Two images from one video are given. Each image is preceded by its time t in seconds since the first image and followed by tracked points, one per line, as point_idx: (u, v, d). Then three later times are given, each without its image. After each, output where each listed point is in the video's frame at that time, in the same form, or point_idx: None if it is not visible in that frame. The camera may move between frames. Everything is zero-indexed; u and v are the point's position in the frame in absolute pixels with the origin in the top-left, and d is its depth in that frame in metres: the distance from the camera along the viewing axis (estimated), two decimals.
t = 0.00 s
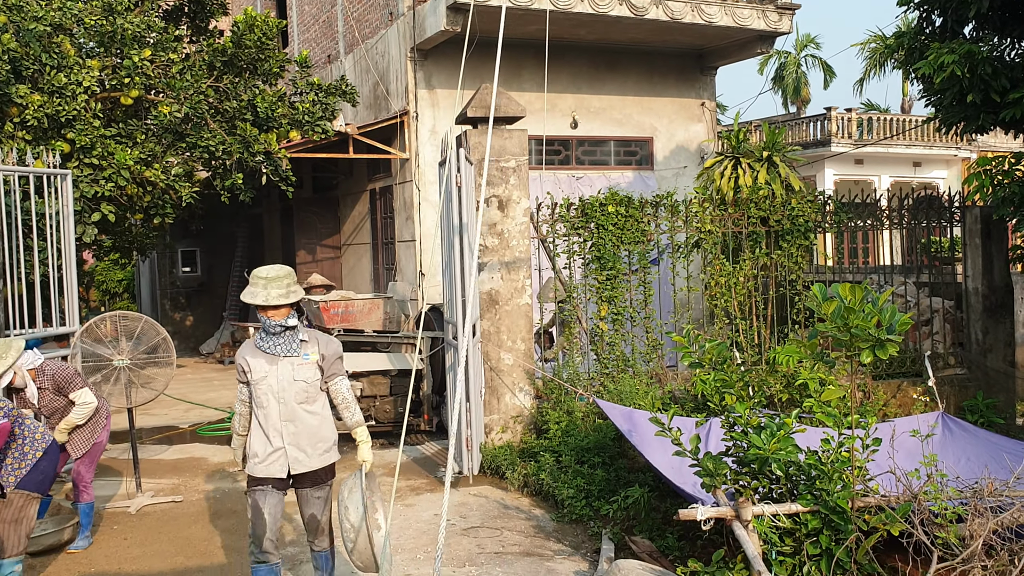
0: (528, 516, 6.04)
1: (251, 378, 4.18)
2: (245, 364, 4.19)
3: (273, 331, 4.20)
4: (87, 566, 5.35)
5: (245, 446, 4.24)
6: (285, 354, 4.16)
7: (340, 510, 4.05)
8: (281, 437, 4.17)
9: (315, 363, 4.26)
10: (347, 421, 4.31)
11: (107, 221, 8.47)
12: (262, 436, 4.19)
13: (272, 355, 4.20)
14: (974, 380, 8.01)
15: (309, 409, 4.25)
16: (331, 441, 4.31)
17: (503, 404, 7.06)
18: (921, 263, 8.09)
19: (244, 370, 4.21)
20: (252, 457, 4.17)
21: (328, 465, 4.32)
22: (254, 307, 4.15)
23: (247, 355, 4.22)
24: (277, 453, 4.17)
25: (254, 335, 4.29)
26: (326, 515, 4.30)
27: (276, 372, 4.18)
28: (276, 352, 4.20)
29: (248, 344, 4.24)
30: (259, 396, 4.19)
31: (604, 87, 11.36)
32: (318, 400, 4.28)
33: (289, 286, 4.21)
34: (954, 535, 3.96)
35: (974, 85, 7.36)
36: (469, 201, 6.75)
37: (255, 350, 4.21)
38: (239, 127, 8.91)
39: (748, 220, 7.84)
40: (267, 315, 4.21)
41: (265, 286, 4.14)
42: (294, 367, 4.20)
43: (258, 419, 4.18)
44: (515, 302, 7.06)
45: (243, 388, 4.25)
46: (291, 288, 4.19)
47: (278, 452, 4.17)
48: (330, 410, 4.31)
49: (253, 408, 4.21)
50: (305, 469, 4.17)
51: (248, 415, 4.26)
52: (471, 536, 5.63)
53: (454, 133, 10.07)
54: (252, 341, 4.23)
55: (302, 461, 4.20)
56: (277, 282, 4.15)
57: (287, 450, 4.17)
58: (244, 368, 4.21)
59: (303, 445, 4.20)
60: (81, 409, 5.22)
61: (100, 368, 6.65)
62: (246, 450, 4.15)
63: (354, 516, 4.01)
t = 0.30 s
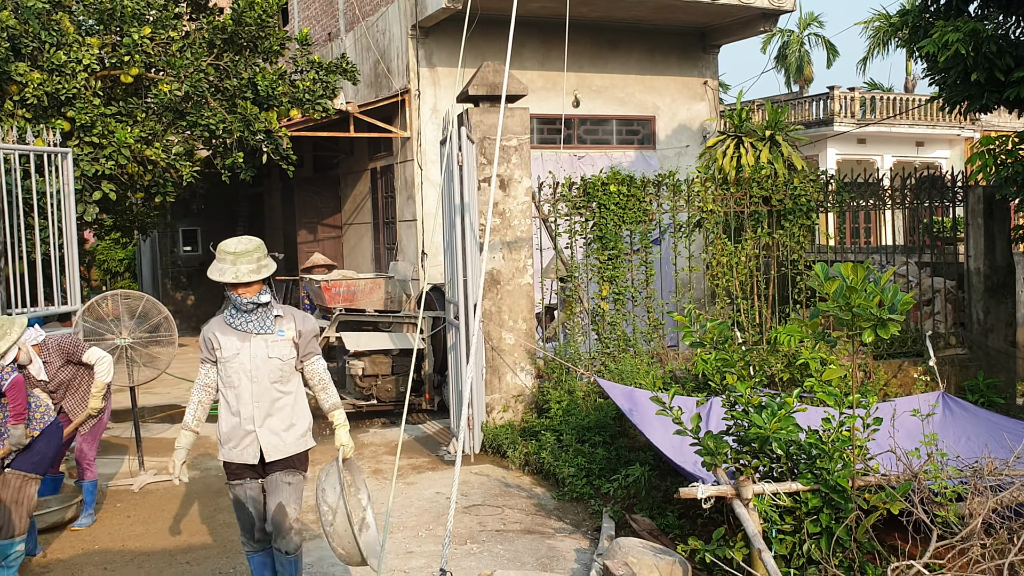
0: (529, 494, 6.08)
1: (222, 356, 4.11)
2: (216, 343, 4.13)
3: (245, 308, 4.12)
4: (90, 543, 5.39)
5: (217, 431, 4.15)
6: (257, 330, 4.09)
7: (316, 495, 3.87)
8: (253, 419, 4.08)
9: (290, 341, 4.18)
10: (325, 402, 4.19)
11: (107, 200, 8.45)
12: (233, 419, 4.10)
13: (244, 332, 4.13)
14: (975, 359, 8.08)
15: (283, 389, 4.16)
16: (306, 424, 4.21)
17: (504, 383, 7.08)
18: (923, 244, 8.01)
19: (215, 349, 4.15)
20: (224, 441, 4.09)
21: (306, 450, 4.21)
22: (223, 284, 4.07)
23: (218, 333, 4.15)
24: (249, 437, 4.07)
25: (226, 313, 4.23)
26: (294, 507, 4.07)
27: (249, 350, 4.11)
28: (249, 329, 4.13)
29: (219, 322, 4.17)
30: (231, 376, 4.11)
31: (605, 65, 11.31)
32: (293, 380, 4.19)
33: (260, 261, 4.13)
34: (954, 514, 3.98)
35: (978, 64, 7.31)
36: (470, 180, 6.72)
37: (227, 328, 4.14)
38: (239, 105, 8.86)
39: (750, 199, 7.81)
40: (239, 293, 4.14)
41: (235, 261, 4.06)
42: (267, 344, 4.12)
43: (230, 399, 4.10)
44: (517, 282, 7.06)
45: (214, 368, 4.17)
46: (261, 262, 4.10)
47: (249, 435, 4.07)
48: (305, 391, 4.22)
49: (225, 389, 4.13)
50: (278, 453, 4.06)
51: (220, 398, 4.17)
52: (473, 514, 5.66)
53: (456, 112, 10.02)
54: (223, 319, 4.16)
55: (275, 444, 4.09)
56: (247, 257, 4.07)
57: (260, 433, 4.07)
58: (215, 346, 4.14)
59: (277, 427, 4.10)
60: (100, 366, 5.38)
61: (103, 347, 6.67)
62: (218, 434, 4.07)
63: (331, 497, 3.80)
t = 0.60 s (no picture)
0: (530, 472, 6.11)
1: (194, 347, 3.82)
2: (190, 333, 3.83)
3: (223, 294, 3.81)
4: (94, 520, 5.44)
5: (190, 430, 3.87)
6: (235, 320, 3.78)
7: (290, 507, 3.63)
8: (227, 418, 3.79)
9: (270, 335, 3.86)
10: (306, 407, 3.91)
11: (109, 177, 8.44)
12: (207, 416, 3.82)
13: (220, 322, 3.82)
14: (976, 339, 8.06)
15: (260, 387, 3.86)
16: (286, 426, 3.89)
17: (505, 362, 7.10)
18: (927, 223, 8.01)
19: (189, 339, 3.85)
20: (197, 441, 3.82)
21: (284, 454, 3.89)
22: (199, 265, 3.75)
23: (193, 321, 3.86)
24: (223, 438, 3.78)
25: (203, 298, 3.92)
26: (257, 513, 3.76)
27: (224, 342, 3.80)
28: (226, 319, 3.81)
29: (196, 308, 3.88)
30: (204, 369, 3.82)
31: (608, 43, 11.26)
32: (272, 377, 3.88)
33: (240, 241, 3.80)
34: (954, 493, 3.99)
35: (984, 43, 7.25)
36: (472, 159, 6.68)
37: (202, 315, 3.84)
38: (240, 83, 8.80)
39: (753, 178, 7.79)
40: (217, 276, 3.82)
41: (212, 240, 3.75)
42: (244, 337, 3.81)
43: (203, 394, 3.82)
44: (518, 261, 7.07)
45: (187, 358, 3.88)
46: (242, 243, 3.78)
47: (223, 436, 3.78)
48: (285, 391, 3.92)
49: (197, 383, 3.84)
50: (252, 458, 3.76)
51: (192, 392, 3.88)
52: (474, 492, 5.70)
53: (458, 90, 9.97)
54: (199, 305, 3.85)
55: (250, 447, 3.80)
56: (226, 237, 3.75)
57: (233, 433, 3.78)
58: (188, 335, 3.85)
59: (253, 428, 3.80)
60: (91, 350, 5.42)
61: (105, 325, 6.68)
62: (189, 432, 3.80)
63: (305, 514, 3.59)
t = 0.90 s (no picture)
0: (529, 443, 6.14)
1: (159, 322, 3.64)
2: (155, 305, 3.65)
3: (188, 264, 3.62)
4: (96, 489, 5.48)
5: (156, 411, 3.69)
6: (200, 291, 3.60)
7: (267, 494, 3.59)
8: (195, 397, 3.62)
9: (239, 307, 3.66)
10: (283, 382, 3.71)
11: (107, 147, 8.39)
12: (174, 395, 3.64)
13: (186, 293, 3.64)
14: (976, 312, 8.07)
15: (230, 363, 3.68)
16: (258, 407, 3.71)
17: (505, 333, 7.11)
18: (928, 196, 7.97)
19: (154, 313, 3.67)
20: (162, 423, 3.62)
21: (260, 437, 3.72)
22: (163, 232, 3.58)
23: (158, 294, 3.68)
24: (190, 419, 3.59)
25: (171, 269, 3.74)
26: (249, 502, 3.66)
27: (190, 315, 3.62)
28: (192, 290, 3.63)
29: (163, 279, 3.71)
30: (170, 346, 3.64)
31: (609, 13, 11.16)
32: (243, 353, 3.70)
33: (206, 206, 3.61)
34: (951, 464, 4.01)
35: (989, 13, 7.16)
36: (472, 129, 6.64)
37: (168, 287, 3.67)
38: (240, 53, 8.74)
39: (754, 149, 7.76)
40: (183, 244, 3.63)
41: (176, 204, 3.57)
42: (211, 310, 3.63)
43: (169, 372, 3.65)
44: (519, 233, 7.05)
45: (154, 333, 3.71)
46: (207, 208, 3.59)
47: (190, 417, 3.60)
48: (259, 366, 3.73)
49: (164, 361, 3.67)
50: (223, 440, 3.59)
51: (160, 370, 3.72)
52: (474, 462, 5.73)
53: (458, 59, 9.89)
54: (166, 276, 3.68)
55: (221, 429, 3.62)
56: (190, 200, 3.57)
57: (201, 413, 3.60)
58: (153, 308, 3.67)
59: (222, 408, 3.62)
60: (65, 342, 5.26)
61: (105, 295, 6.67)
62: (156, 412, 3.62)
63: (284, 505, 3.56)
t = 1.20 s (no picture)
0: (529, 411, 6.17)
1: (95, 307, 3.30)
2: (90, 289, 3.31)
3: (127, 244, 3.28)
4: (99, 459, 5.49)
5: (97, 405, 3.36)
6: (140, 272, 3.26)
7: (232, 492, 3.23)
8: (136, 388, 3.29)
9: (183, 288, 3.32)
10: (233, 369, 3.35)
11: (105, 116, 8.32)
12: (113, 387, 3.31)
13: (125, 275, 3.30)
14: (976, 281, 7.99)
15: (175, 350, 3.34)
16: (207, 396, 3.37)
17: (505, 303, 7.12)
18: (929, 164, 7.87)
19: (90, 297, 3.33)
20: (100, 419, 3.29)
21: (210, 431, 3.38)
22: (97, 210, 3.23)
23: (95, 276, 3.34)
24: (132, 411, 3.28)
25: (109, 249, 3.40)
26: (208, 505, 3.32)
27: (129, 299, 3.29)
28: (131, 271, 3.29)
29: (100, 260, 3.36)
30: (108, 333, 3.31)
31: None
32: (190, 339, 3.37)
33: (144, 178, 3.26)
34: (949, 433, 4.03)
35: None
36: (472, 97, 6.59)
37: (106, 270, 3.32)
38: (238, 20, 8.86)
39: (756, 118, 7.72)
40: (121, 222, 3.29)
41: (111, 178, 3.23)
42: (153, 292, 3.29)
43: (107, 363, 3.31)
44: (519, 203, 7.03)
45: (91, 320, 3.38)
46: (145, 180, 3.25)
47: (132, 409, 3.28)
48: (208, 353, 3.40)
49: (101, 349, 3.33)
50: (166, 436, 3.26)
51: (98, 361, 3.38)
52: (474, 430, 5.76)
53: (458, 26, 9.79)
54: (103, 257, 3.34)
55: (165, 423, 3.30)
56: (126, 172, 3.23)
57: (143, 407, 3.27)
58: (89, 293, 3.33)
59: (166, 399, 3.30)
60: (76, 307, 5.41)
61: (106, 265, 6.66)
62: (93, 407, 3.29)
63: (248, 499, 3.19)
